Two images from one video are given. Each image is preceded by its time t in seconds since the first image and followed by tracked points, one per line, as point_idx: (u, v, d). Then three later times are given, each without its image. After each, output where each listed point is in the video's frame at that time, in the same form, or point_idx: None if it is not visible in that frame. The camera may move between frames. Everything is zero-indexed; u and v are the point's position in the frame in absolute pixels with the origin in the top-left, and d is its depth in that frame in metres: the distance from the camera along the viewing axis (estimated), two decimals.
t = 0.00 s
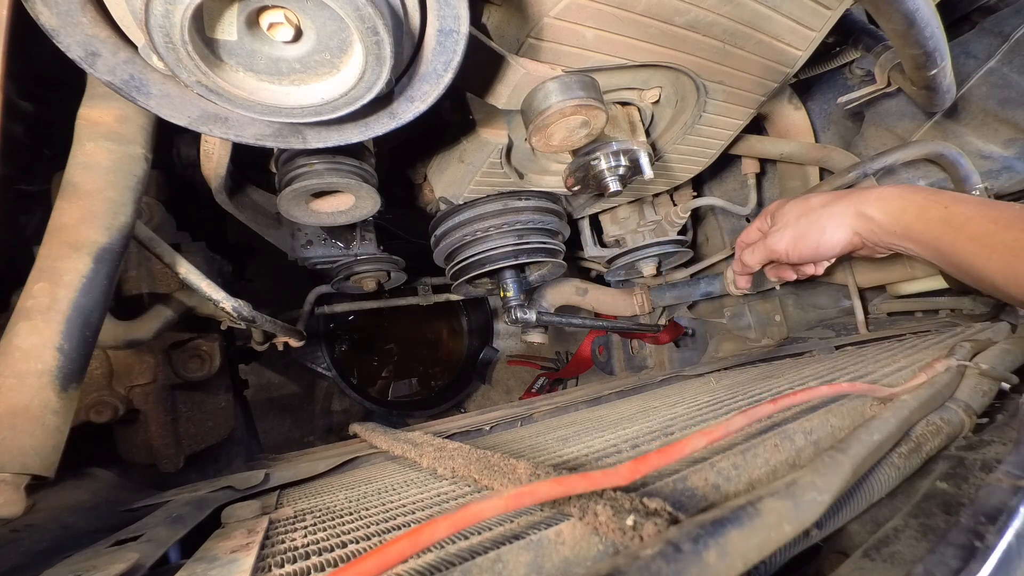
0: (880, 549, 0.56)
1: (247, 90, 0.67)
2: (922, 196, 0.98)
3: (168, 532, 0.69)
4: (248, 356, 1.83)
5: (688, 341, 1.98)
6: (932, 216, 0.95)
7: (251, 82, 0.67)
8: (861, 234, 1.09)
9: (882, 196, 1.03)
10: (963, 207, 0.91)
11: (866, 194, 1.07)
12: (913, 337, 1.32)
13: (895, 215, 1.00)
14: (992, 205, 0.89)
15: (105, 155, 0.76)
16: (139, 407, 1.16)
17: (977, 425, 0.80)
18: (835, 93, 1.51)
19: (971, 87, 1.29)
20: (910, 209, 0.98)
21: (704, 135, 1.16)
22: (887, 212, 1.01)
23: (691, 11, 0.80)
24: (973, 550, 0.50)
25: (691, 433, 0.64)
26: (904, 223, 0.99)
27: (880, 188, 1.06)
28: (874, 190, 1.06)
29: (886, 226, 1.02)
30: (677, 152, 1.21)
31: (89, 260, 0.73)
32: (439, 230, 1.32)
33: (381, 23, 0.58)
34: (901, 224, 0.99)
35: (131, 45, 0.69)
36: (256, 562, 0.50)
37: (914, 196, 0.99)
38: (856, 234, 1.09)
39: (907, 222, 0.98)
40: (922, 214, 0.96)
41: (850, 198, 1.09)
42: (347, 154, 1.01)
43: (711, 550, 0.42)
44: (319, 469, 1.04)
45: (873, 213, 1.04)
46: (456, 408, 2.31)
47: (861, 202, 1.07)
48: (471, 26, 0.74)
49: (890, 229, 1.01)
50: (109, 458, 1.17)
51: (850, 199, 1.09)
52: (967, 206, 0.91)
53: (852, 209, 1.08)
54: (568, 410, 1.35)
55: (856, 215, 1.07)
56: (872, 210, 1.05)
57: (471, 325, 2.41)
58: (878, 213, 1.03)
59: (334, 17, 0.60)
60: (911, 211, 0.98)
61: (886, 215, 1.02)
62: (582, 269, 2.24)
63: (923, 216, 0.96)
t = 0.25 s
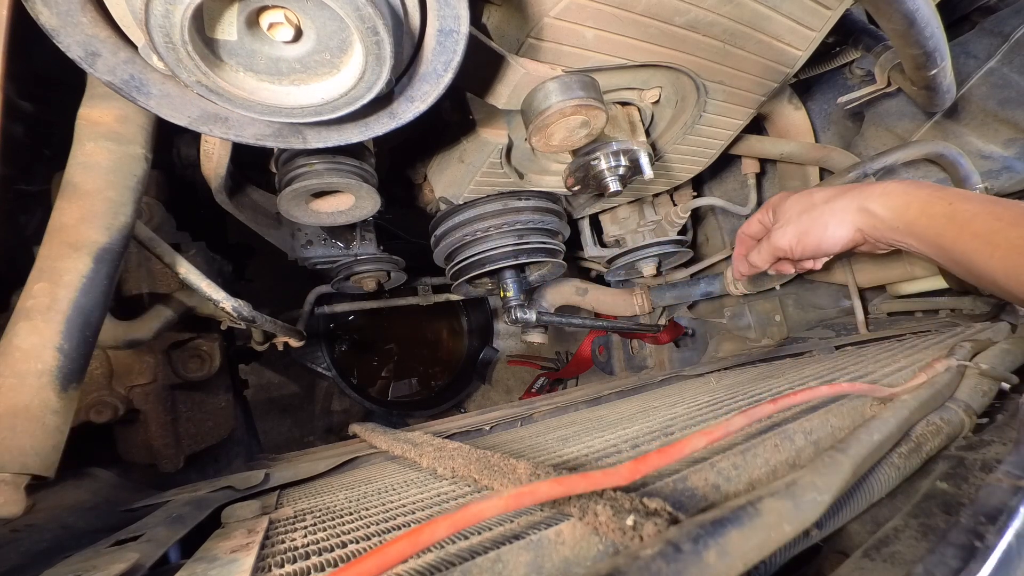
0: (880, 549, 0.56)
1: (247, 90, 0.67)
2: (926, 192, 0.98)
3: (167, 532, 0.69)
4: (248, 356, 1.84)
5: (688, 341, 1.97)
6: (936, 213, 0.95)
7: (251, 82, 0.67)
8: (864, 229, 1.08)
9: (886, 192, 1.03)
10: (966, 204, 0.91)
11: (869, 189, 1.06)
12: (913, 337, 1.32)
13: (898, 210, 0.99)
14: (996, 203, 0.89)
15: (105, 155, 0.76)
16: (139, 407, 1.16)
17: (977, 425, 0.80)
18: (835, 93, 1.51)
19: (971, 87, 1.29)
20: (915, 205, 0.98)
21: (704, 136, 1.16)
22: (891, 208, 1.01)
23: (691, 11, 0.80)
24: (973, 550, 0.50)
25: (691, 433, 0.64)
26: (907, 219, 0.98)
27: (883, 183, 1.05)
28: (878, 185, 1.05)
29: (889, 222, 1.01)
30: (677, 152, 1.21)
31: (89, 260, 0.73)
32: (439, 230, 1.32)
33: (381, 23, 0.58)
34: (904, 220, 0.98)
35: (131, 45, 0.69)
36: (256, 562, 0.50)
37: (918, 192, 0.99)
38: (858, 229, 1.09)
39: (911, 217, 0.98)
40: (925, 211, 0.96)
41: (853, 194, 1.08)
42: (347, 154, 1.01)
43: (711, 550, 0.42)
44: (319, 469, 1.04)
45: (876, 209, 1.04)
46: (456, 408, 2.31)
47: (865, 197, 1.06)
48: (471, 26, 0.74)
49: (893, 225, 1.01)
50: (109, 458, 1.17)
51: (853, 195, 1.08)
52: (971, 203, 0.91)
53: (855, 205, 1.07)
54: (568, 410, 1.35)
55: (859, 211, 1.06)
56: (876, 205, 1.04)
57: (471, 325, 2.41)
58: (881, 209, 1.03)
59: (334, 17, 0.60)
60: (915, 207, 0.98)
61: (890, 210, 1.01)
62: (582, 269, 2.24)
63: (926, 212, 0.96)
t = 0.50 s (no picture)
0: (880, 549, 0.56)
1: (247, 90, 0.67)
2: (932, 188, 0.98)
3: (167, 532, 0.69)
4: (248, 356, 1.84)
5: (688, 341, 1.97)
6: (940, 207, 0.95)
7: (251, 82, 0.67)
8: (869, 224, 1.08)
9: (893, 186, 1.03)
10: (972, 199, 0.91)
11: (876, 184, 1.06)
12: (913, 337, 1.32)
13: (904, 205, 1.00)
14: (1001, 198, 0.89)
15: (105, 155, 0.76)
16: (139, 407, 1.16)
17: (977, 425, 0.80)
18: (835, 93, 1.51)
19: (971, 87, 1.29)
20: (920, 199, 0.98)
21: (704, 135, 1.16)
22: (897, 202, 1.01)
23: (691, 11, 0.80)
24: (973, 550, 0.50)
25: (691, 433, 0.64)
26: (912, 213, 0.98)
27: (890, 178, 1.05)
28: (885, 180, 1.06)
29: (895, 216, 1.01)
30: (677, 152, 1.21)
31: (89, 260, 0.73)
32: (439, 230, 1.32)
33: (381, 23, 0.58)
34: (909, 215, 0.99)
35: (131, 45, 0.69)
36: (256, 562, 0.50)
37: (925, 187, 0.99)
38: (864, 224, 1.08)
39: (916, 212, 0.98)
40: (931, 205, 0.96)
41: (860, 187, 1.08)
42: (347, 154, 1.01)
43: (711, 550, 0.42)
44: (319, 469, 1.04)
45: (882, 203, 1.04)
46: (456, 408, 2.31)
47: (872, 191, 1.06)
48: (471, 26, 0.74)
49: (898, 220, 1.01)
50: (109, 458, 1.17)
51: (859, 189, 1.08)
52: (977, 198, 0.91)
53: (862, 198, 1.07)
54: (568, 410, 1.35)
55: (866, 205, 1.06)
56: (881, 199, 1.04)
57: (471, 325, 2.41)
58: (888, 203, 1.03)
59: (334, 16, 0.60)
60: (920, 201, 0.98)
61: (895, 205, 1.01)
62: (582, 269, 2.24)
63: (931, 207, 0.96)
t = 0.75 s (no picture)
0: (880, 549, 0.56)
1: (247, 90, 0.67)
2: (940, 182, 0.98)
3: (168, 532, 0.69)
4: (248, 356, 1.84)
5: (688, 341, 1.97)
6: (949, 202, 0.94)
7: (251, 82, 0.67)
8: (875, 217, 1.07)
9: (902, 178, 1.02)
10: (981, 194, 0.91)
11: (885, 176, 1.05)
12: (914, 337, 1.32)
13: (911, 197, 0.99)
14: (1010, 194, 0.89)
15: (105, 155, 0.76)
16: (139, 407, 1.16)
17: (977, 425, 0.80)
18: (835, 93, 1.51)
19: (971, 87, 1.29)
20: (929, 192, 0.97)
21: (704, 135, 1.16)
22: (904, 195, 1.00)
23: (691, 11, 0.80)
24: (973, 550, 0.50)
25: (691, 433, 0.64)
26: (919, 207, 0.98)
27: (898, 170, 1.04)
28: (893, 172, 1.05)
29: (902, 209, 1.01)
30: (677, 152, 1.21)
31: (89, 260, 0.73)
32: (439, 229, 1.32)
33: (381, 23, 0.58)
34: (916, 208, 0.98)
35: (131, 45, 0.69)
36: (256, 561, 0.50)
37: (933, 180, 0.98)
38: (870, 216, 1.08)
39: (923, 206, 0.97)
40: (939, 199, 0.96)
41: (869, 179, 1.07)
42: (347, 154, 1.01)
43: (711, 550, 0.42)
44: (319, 469, 1.04)
45: (890, 195, 1.03)
46: (456, 408, 2.31)
47: (879, 183, 1.05)
48: (471, 26, 0.74)
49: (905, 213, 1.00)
50: (109, 458, 1.17)
51: (868, 181, 1.07)
52: (986, 193, 0.91)
53: (870, 190, 1.06)
54: (568, 410, 1.35)
55: (874, 197, 1.05)
56: (888, 191, 1.03)
57: (471, 325, 2.41)
58: (896, 195, 1.02)
59: (334, 17, 0.60)
60: (929, 195, 0.97)
61: (902, 197, 1.00)
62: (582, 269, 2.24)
63: (939, 201, 0.95)
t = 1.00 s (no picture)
0: (880, 549, 0.56)
1: (247, 90, 0.67)
2: (946, 179, 0.97)
3: (168, 532, 0.69)
4: (248, 356, 1.84)
5: (688, 341, 1.97)
6: (954, 198, 0.94)
7: (251, 82, 0.67)
8: (876, 212, 1.07)
9: (906, 173, 1.01)
10: (986, 191, 0.91)
11: (888, 171, 1.05)
12: (914, 337, 1.32)
13: (915, 193, 0.98)
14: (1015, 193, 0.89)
15: (105, 155, 0.76)
16: (139, 407, 1.16)
17: (977, 425, 0.80)
18: (835, 93, 1.51)
19: (971, 87, 1.29)
20: (933, 188, 0.97)
21: (704, 136, 1.16)
22: (908, 190, 1.00)
23: (691, 11, 0.80)
24: (973, 550, 0.50)
25: (691, 433, 0.64)
26: (923, 202, 0.97)
27: (902, 166, 1.04)
28: (897, 168, 1.05)
29: (905, 204, 1.00)
30: (677, 152, 1.21)
31: (89, 260, 0.73)
32: (439, 229, 1.32)
33: (381, 23, 0.58)
34: (920, 204, 0.98)
35: (131, 45, 0.69)
36: (256, 562, 0.50)
37: (938, 177, 0.98)
38: (871, 211, 1.07)
39: (927, 201, 0.97)
40: (944, 195, 0.95)
41: (872, 174, 1.06)
42: (347, 154, 1.01)
43: (711, 550, 0.42)
44: (319, 469, 1.04)
45: (894, 189, 1.02)
46: (456, 408, 2.31)
47: (882, 178, 1.05)
48: (471, 27, 0.74)
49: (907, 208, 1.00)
50: (109, 458, 1.17)
51: (871, 176, 1.07)
52: (992, 191, 0.91)
53: (873, 184, 1.06)
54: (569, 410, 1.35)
55: (876, 192, 1.05)
56: (892, 186, 1.03)
57: (471, 325, 2.40)
58: (899, 190, 1.02)
59: (334, 17, 0.60)
60: (934, 191, 0.97)
61: (906, 193, 1.00)
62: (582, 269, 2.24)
63: (944, 197, 0.95)
